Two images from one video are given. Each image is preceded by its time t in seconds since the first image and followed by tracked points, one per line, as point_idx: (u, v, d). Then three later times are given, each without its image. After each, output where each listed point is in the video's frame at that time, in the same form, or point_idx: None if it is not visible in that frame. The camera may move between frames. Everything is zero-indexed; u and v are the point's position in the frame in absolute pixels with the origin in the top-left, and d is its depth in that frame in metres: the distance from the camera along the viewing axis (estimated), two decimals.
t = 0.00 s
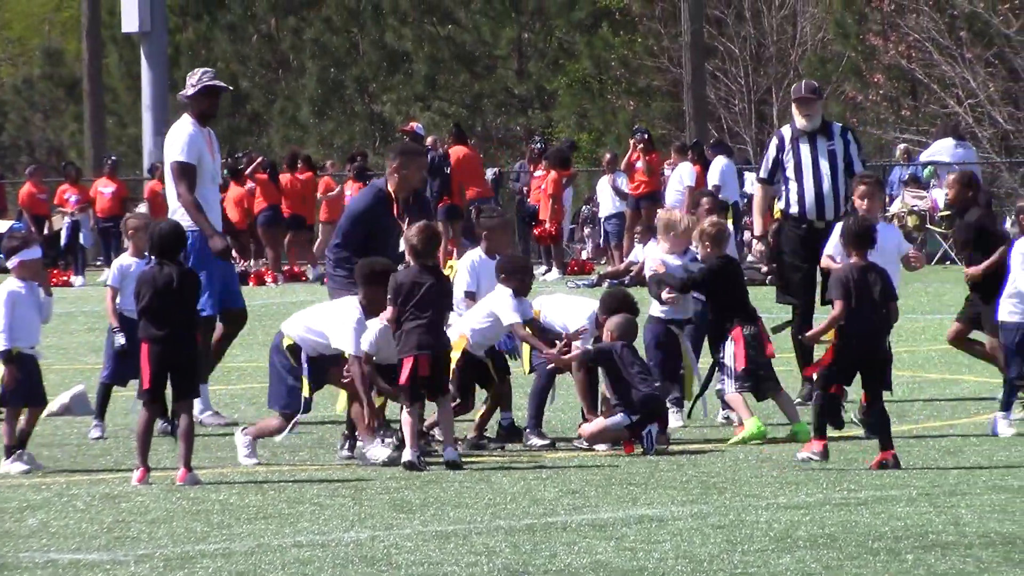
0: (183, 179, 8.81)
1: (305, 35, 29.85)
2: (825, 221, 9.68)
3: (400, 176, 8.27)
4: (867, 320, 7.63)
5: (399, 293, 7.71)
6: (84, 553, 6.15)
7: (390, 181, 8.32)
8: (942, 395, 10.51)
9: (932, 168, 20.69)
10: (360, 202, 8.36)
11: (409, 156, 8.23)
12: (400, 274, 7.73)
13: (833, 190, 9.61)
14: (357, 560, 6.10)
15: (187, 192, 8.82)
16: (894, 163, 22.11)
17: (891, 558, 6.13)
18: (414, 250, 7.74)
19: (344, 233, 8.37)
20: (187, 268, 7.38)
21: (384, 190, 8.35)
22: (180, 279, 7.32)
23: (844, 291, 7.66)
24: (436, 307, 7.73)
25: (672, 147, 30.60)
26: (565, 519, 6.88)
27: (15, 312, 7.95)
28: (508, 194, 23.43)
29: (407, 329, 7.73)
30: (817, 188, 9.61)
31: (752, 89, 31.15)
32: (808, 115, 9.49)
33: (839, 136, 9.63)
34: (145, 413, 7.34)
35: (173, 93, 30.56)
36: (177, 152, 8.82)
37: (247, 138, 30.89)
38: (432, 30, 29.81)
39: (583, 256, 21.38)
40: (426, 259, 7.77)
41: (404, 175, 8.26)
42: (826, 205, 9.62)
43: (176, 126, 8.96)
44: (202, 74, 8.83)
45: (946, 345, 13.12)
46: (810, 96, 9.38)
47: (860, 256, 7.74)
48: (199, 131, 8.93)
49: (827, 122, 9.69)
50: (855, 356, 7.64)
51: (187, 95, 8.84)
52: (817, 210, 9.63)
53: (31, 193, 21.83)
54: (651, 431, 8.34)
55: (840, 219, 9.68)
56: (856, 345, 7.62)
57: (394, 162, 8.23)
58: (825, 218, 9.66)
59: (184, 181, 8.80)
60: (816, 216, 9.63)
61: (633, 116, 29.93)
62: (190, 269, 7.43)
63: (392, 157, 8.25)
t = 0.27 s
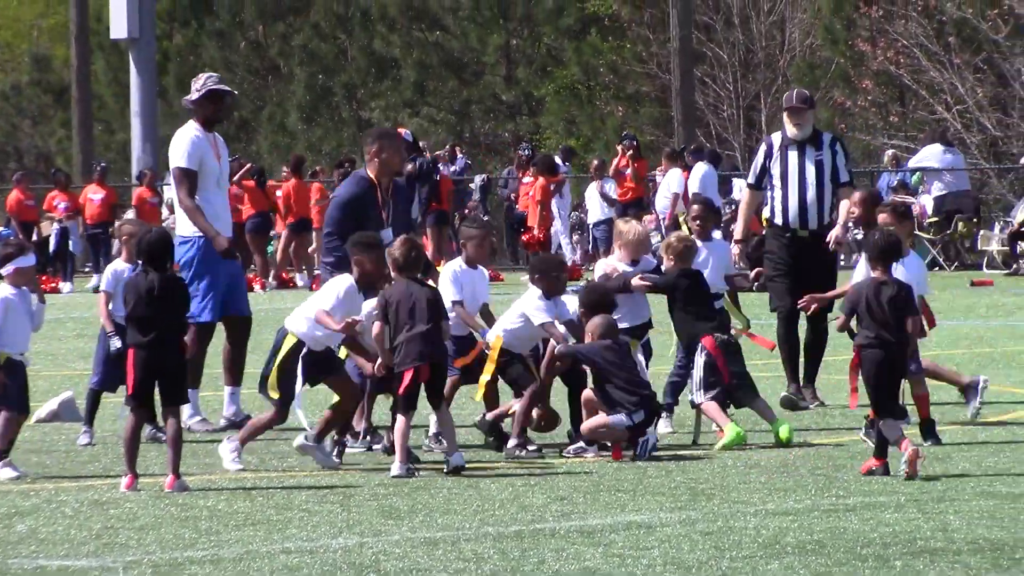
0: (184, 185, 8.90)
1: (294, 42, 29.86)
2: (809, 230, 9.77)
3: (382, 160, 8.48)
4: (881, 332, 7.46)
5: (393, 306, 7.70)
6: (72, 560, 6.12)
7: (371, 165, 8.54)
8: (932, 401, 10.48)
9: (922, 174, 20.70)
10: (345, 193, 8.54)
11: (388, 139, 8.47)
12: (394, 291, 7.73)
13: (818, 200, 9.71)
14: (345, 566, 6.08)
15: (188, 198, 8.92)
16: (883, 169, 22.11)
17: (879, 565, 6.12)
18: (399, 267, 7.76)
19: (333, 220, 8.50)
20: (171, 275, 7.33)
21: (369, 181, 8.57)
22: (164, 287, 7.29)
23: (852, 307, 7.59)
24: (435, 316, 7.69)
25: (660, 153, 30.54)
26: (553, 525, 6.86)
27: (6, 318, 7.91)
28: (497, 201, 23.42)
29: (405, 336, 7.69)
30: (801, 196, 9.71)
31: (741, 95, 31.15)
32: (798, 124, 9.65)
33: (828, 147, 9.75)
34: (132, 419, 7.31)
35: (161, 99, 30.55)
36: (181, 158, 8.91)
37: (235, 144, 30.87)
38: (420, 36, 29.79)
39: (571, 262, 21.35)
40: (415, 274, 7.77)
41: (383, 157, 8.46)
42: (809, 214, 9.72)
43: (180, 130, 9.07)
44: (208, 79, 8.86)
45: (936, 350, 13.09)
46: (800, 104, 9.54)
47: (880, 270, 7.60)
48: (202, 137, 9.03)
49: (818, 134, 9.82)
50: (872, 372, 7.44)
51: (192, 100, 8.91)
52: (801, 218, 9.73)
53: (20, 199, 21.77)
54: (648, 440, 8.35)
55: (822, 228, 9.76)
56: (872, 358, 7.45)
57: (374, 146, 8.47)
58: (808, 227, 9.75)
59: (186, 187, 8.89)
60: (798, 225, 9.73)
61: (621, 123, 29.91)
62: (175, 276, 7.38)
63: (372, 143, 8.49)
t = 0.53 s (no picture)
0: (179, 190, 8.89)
1: (277, 49, 29.86)
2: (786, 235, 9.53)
3: (358, 159, 8.57)
4: (899, 328, 7.36)
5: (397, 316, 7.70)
6: (57, 567, 6.09)
7: (350, 165, 8.63)
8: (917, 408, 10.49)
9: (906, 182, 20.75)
10: (328, 195, 8.60)
11: (367, 138, 8.56)
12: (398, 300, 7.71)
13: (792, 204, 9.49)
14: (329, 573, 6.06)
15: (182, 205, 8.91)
16: (867, 177, 22.13)
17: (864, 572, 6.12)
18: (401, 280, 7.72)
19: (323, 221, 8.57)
20: (150, 282, 7.29)
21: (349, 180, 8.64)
22: (145, 294, 7.26)
23: (865, 303, 7.41)
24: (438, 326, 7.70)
25: (645, 160, 30.57)
26: (538, 533, 6.84)
27: None
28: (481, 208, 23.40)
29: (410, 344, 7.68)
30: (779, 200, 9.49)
31: (725, 102, 31.20)
32: (778, 128, 9.41)
33: (808, 152, 9.51)
34: (115, 425, 7.28)
35: (145, 107, 30.52)
36: (176, 160, 8.95)
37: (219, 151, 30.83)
38: (404, 44, 29.81)
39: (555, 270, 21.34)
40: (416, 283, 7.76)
41: (361, 156, 8.55)
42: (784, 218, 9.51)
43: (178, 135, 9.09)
44: (205, 82, 8.85)
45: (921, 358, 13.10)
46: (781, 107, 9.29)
47: (888, 260, 7.42)
48: (200, 142, 9.05)
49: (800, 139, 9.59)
50: (890, 368, 7.37)
51: (190, 104, 8.95)
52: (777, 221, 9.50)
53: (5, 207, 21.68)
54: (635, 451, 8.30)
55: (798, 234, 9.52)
56: (891, 354, 7.37)
57: (354, 142, 8.56)
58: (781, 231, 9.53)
59: (179, 189, 8.92)
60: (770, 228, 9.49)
61: (605, 130, 29.94)
62: (156, 284, 7.35)
63: (351, 141, 8.59)
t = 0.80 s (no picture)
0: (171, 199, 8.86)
1: (263, 58, 29.87)
2: (762, 244, 9.79)
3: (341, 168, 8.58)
4: (911, 337, 7.20)
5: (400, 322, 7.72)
6: None
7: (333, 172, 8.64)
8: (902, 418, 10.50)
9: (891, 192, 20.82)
10: (318, 203, 8.60)
11: (350, 145, 8.56)
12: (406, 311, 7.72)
13: (769, 213, 9.72)
14: None
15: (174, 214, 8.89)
16: (852, 186, 22.19)
17: None
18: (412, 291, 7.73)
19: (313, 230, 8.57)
20: (131, 290, 7.28)
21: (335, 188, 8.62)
22: (126, 302, 7.24)
23: (875, 307, 7.27)
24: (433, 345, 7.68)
25: (630, 169, 30.63)
26: (523, 541, 6.83)
27: None
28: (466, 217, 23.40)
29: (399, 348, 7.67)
30: (754, 212, 9.71)
31: (710, 111, 31.28)
32: (749, 140, 9.57)
33: (780, 161, 9.70)
34: (99, 434, 7.25)
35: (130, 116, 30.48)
36: (167, 170, 8.93)
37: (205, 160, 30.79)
38: (390, 52, 29.82)
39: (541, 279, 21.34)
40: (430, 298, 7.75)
41: (344, 163, 8.55)
42: (761, 228, 9.73)
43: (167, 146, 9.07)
44: (195, 93, 8.84)
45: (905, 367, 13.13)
46: (751, 120, 9.45)
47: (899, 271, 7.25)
48: (192, 151, 9.04)
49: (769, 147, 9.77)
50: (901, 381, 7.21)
51: (181, 114, 8.95)
52: (753, 234, 9.74)
53: None
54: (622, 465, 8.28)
55: (775, 243, 9.79)
56: (899, 363, 7.21)
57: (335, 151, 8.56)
58: (758, 242, 9.77)
59: (171, 198, 8.90)
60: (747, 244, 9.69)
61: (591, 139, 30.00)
62: (139, 292, 7.34)
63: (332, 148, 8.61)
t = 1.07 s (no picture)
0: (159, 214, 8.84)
1: (250, 71, 29.89)
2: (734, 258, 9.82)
3: (334, 185, 8.57)
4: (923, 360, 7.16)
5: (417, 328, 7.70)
6: None
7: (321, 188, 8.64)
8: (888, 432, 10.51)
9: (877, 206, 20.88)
10: (305, 214, 8.57)
11: (338, 160, 8.56)
12: (426, 321, 7.68)
13: (740, 226, 9.79)
14: None
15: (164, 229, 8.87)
16: (838, 200, 22.22)
17: None
18: (438, 299, 7.71)
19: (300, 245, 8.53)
20: (117, 303, 7.24)
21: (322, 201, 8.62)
22: (113, 314, 7.22)
23: (901, 330, 7.26)
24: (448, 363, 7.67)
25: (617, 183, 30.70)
26: (509, 555, 6.81)
27: None
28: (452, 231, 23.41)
29: (417, 356, 7.68)
30: (725, 226, 9.77)
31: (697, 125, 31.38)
32: (716, 155, 9.69)
33: (747, 174, 9.81)
34: (84, 447, 7.23)
35: (117, 128, 30.46)
36: (156, 185, 8.92)
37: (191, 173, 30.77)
38: (377, 65, 29.84)
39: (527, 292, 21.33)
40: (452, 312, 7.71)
41: (335, 179, 8.55)
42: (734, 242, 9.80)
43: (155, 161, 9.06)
44: (179, 107, 8.83)
45: (891, 382, 13.15)
46: (715, 136, 9.56)
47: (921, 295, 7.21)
48: (179, 166, 9.04)
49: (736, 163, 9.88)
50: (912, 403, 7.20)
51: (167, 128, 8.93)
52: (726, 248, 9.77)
53: None
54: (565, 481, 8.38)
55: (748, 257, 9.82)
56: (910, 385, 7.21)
57: (326, 167, 8.56)
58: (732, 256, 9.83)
59: (160, 213, 8.88)
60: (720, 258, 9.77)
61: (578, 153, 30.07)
62: (124, 305, 7.30)
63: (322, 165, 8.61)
